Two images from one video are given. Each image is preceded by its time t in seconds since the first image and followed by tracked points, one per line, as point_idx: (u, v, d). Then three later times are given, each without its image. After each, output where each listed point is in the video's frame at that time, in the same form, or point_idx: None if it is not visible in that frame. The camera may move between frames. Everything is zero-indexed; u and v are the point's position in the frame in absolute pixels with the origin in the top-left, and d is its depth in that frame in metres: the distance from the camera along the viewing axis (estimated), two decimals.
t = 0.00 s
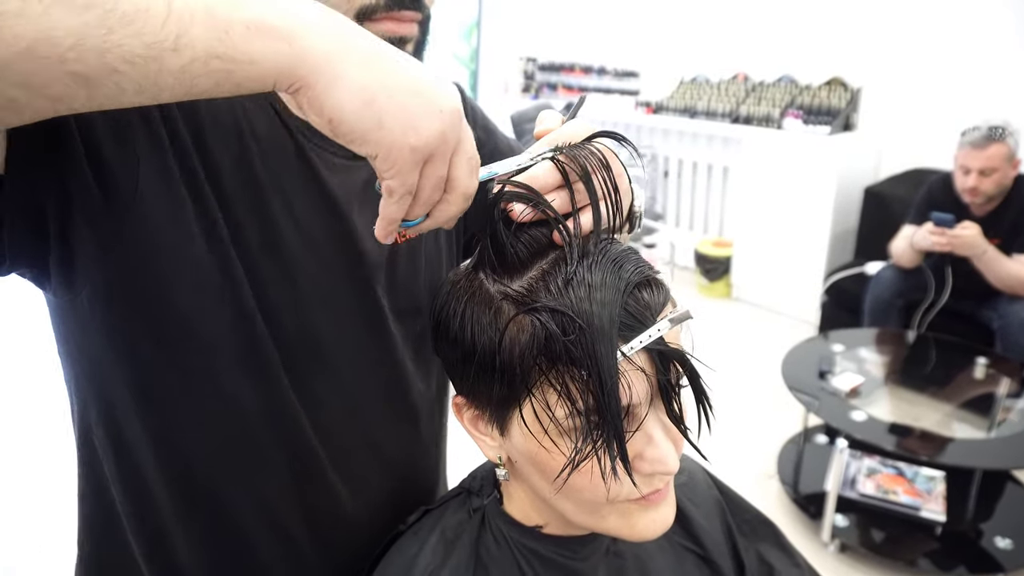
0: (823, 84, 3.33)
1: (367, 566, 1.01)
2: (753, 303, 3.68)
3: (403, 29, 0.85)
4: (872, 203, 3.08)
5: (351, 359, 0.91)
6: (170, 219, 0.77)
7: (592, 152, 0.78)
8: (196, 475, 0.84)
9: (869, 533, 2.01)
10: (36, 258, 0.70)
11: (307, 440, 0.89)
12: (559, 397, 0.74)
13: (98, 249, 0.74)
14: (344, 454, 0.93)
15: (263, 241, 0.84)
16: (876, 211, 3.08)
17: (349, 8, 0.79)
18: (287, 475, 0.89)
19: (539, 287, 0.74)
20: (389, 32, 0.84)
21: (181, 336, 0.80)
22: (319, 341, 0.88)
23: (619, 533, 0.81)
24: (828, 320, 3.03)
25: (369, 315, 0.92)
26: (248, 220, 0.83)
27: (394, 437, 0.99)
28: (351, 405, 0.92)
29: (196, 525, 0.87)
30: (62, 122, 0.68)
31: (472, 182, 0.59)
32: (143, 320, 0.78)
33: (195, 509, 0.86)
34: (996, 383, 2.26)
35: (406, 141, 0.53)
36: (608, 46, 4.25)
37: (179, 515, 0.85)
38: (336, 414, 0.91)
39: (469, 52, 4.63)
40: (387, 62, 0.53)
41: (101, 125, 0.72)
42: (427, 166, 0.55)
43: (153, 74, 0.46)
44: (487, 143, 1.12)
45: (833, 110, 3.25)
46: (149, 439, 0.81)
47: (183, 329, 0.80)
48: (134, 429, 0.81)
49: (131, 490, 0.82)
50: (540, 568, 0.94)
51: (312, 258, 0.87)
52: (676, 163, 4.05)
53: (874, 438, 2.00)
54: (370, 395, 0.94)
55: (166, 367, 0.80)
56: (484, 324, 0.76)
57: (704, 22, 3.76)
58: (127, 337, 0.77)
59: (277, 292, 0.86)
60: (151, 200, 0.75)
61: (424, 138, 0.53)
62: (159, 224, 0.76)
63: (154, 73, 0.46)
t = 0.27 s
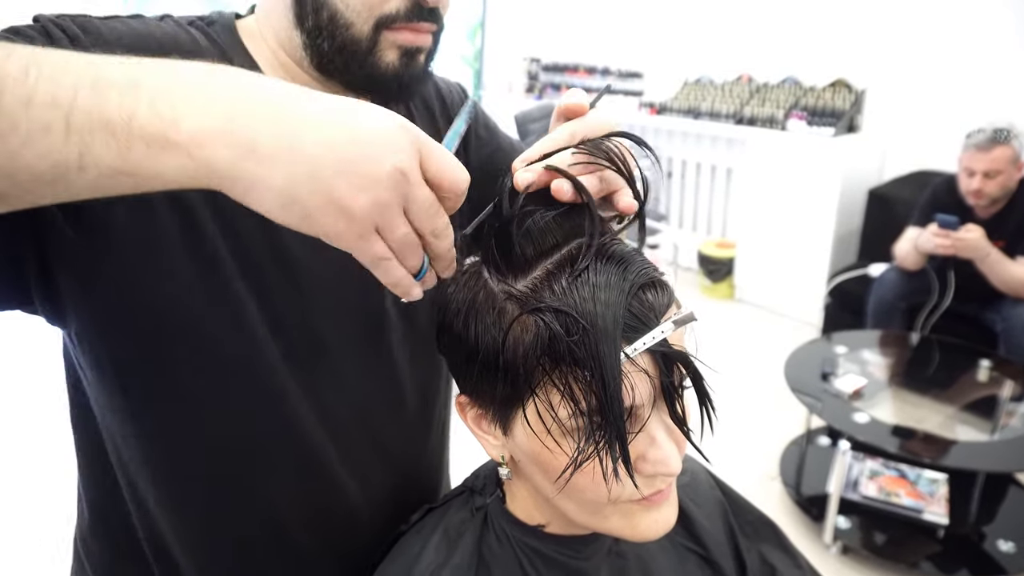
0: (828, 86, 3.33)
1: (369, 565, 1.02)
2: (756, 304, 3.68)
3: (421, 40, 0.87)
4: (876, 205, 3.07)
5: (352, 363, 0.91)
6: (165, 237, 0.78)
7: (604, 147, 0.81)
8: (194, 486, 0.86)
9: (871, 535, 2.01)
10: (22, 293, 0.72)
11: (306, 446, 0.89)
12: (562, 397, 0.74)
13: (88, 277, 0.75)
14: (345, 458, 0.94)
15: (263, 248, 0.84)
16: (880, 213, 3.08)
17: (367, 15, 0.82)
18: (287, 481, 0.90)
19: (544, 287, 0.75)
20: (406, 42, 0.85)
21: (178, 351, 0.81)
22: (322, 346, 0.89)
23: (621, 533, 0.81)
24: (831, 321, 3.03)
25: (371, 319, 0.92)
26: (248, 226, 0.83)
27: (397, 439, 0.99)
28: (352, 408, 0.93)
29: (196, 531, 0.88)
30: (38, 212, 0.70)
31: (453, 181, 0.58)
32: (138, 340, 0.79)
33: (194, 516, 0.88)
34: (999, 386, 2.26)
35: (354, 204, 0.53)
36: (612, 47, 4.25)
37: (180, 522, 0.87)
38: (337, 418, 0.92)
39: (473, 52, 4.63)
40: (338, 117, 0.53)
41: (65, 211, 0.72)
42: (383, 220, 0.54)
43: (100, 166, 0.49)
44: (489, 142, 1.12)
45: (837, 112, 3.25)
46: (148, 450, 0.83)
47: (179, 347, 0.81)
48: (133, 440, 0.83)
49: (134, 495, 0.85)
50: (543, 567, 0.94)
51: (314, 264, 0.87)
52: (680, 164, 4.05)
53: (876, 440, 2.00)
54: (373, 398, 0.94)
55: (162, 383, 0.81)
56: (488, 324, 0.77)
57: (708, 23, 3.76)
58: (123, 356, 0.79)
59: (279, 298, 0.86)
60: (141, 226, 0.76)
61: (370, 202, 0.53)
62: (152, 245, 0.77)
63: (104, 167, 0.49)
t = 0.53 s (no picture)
0: (830, 85, 3.33)
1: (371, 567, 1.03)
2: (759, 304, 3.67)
3: (420, 43, 0.87)
4: (879, 205, 3.07)
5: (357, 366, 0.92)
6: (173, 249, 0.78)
7: (604, 145, 0.77)
8: (201, 493, 0.87)
9: (874, 535, 2.01)
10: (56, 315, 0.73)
11: (312, 450, 0.90)
12: (565, 397, 0.74)
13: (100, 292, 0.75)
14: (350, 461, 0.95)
15: (271, 254, 0.84)
16: (883, 213, 3.07)
17: (367, 18, 0.83)
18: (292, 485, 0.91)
19: (548, 287, 0.75)
20: (405, 45, 0.86)
21: (186, 360, 0.81)
22: (327, 349, 0.89)
23: (624, 533, 0.81)
24: (834, 321, 3.03)
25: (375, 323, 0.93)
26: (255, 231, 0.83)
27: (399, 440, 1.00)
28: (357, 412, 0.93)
29: (205, 535, 0.89)
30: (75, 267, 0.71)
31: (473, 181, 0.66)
32: (147, 353, 0.79)
33: (203, 521, 0.88)
34: (1002, 386, 2.25)
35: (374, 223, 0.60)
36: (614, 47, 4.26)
37: (187, 528, 0.88)
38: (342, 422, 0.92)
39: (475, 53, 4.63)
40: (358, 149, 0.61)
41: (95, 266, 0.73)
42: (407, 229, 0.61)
43: (160, 216, 0.54)
44: (489, 140, 1.12)
45: (840, 112, 3.26)
46: (156, 457, 0.84)
47: (188, 357, 0.81)
48: (142, 448, 0.83)
49: (142, 502, 0.86)
50: (545, 567, 0.94)
51: (319, 269, 0.87)
52: (682, 164, 4.05)
53: (880, 440, 2.00)
54: (374, 402, 0.95)
55: (170, 392, 0.82)
56: (493, 325, 0.77)
57: (711, 23, 3.76)
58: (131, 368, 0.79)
59: (286, 304, 0.86)
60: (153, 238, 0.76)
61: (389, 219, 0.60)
62: (161, 256, 0.77)
63: (180, 218, 0.55)
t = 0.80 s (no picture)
0: (832, 86, 3.35)
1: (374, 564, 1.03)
2: (761, 304, 3.67)
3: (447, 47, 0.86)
4: (881, 205, 3.07)
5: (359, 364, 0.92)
6: (175, 247, 0.78)
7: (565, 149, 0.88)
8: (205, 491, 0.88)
9: (876, 534, 2.01)
10: (39, 305, 0.72)
11: (313, 448, 0.90)
12: (561, 390, 0.75)
13: (101, 290, 0.75)
14: (352, 460, 0.95)
15: (272, 253, 0.84)
16: (885, 213, 3.07)
17: (395, 19, 0.83)
18: (294, 483, 0.91)
19: (541, 281, 0.76)
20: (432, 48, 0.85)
21: (188, 359, 0.82)
22: (329, 347, 0.89)
23: (623, 527, 0.81)
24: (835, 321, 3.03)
25: (377, 321, 0.93)
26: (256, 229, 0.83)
27: (402, 439, 1.00)
28: (359, 410, 0.93)
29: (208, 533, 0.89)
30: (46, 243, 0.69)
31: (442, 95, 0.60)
32: (151, 351, 0.80)
33: (206, 520, 0.89)
34: (1005, 385, 2.24)
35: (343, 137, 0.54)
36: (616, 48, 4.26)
37: (190, 527, 0.88)
38: (344, 420, 0.92)
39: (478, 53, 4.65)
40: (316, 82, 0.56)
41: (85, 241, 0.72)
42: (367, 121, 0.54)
43: (186, 189, 0.52)
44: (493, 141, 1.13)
45: (842, 112, 3.30)
46: (159, 454, 0.84)
47: (189, 355, 0.82)
48: (145, 445, 0.84)
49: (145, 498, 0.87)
50: (547, 565, 0.95)
51: (322, 267, 0.87)
52: (684, 164, 4.06)
53: (882, 439, 2.00)
54: (377, 402, 0.95)
55: (172, 390, 0.82)
56: (488, 322, 0.77)
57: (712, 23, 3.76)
58: (133, 364, 0.79)
59: (287, 302, 0.86)
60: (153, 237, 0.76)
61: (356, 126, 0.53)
62: (163, 255, 0.77)
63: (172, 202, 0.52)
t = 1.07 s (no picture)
0: (834, 86, 3.34)
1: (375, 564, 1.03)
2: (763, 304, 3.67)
3: (451, 49, 0.89)
4: (882, 205, 3.07)
5: (365, 364, 0.93)
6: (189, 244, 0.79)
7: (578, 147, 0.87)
8: (210, 488, 0.88)
9: (877, 534, 2.01)
10: (61, 302, 0.73)
11: (318, 448, 0.91)
12: (554, 383, 0.75)
13: (115, 285, 0.76)
14: (355, 460, 0.95)
15: (280, 254, 0.85)
16: (887, 214, 3.07)
17: (401, 22, 0.84)
18: (297, 482, 0.91)
19: (532, 277, 0.76)
20: (437, 50, 0.88)
21: (197, 355, 0.82)
22: (335, 347, 0.90)
23: (621, 521, 0.82)
24: (837, 321, 3.03)
25: (383, 322, 0.93)
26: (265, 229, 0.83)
27: (405, 439, 1.00)
28: (364, 410, 0.94)
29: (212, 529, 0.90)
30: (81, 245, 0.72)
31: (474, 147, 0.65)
32: (160, 347, 0.80)
33: (210, 517, 0.89)
34: (1005, 386, 2.24)
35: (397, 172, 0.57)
36: (617, 48, 4.27)
37: (194, 524, 0.89)
38: (349, 420, 0.93)
39: (480, 53, 4.65)
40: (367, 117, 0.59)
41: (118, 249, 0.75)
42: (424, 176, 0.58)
43: (260, 204, 0.54)
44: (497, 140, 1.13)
45: (843, 112, 3.27)
46: (166, 451, 0.84)
47: (199, 352, 0.82)
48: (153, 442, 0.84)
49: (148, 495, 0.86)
50: (548, 564, 0.95)
51: (330, 267, 0.88)
52: (686, 164, 4.05)
53: (882, 439, 2.01)
54: (381, 402, 0.95)
55: (180, 386, 0.82)
56: (481, 318, 0.77)
57: (714, 23, 3.76)
58: (144, 361, 0.80)
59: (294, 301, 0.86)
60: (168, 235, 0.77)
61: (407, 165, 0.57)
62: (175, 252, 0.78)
63: (185, 210, 0.52)
